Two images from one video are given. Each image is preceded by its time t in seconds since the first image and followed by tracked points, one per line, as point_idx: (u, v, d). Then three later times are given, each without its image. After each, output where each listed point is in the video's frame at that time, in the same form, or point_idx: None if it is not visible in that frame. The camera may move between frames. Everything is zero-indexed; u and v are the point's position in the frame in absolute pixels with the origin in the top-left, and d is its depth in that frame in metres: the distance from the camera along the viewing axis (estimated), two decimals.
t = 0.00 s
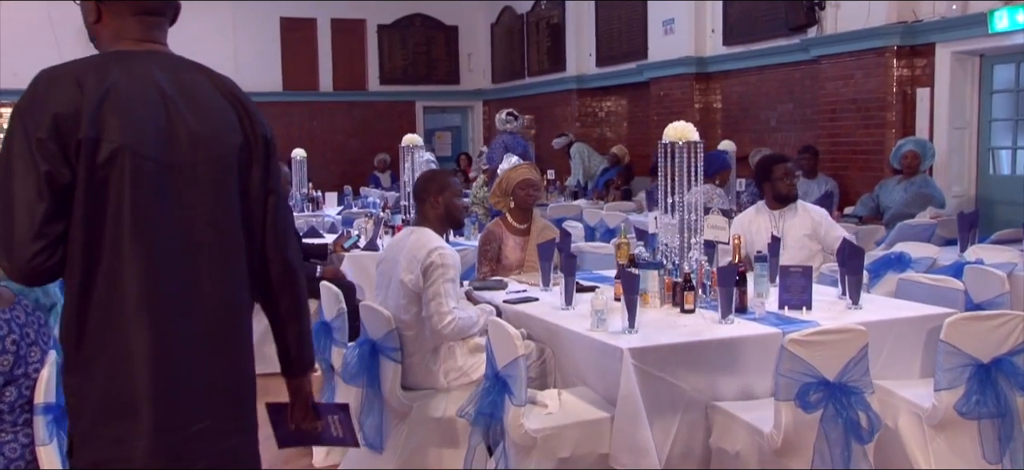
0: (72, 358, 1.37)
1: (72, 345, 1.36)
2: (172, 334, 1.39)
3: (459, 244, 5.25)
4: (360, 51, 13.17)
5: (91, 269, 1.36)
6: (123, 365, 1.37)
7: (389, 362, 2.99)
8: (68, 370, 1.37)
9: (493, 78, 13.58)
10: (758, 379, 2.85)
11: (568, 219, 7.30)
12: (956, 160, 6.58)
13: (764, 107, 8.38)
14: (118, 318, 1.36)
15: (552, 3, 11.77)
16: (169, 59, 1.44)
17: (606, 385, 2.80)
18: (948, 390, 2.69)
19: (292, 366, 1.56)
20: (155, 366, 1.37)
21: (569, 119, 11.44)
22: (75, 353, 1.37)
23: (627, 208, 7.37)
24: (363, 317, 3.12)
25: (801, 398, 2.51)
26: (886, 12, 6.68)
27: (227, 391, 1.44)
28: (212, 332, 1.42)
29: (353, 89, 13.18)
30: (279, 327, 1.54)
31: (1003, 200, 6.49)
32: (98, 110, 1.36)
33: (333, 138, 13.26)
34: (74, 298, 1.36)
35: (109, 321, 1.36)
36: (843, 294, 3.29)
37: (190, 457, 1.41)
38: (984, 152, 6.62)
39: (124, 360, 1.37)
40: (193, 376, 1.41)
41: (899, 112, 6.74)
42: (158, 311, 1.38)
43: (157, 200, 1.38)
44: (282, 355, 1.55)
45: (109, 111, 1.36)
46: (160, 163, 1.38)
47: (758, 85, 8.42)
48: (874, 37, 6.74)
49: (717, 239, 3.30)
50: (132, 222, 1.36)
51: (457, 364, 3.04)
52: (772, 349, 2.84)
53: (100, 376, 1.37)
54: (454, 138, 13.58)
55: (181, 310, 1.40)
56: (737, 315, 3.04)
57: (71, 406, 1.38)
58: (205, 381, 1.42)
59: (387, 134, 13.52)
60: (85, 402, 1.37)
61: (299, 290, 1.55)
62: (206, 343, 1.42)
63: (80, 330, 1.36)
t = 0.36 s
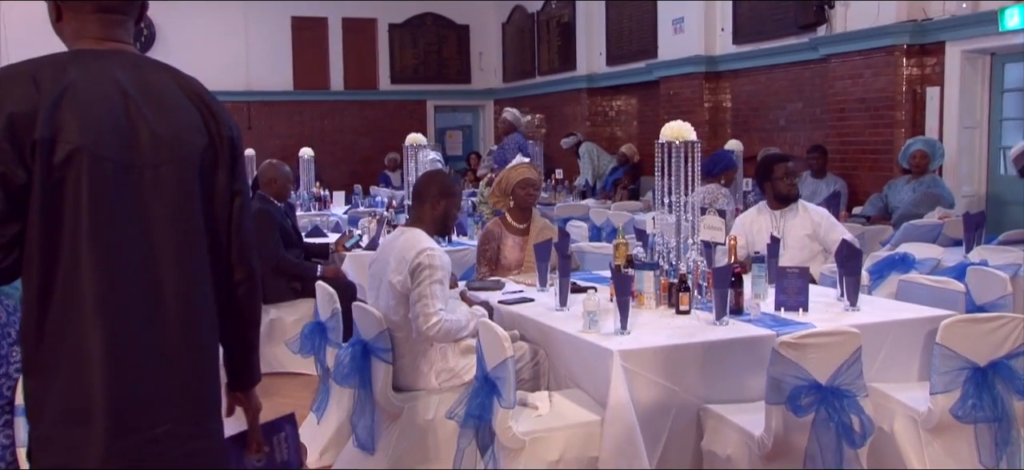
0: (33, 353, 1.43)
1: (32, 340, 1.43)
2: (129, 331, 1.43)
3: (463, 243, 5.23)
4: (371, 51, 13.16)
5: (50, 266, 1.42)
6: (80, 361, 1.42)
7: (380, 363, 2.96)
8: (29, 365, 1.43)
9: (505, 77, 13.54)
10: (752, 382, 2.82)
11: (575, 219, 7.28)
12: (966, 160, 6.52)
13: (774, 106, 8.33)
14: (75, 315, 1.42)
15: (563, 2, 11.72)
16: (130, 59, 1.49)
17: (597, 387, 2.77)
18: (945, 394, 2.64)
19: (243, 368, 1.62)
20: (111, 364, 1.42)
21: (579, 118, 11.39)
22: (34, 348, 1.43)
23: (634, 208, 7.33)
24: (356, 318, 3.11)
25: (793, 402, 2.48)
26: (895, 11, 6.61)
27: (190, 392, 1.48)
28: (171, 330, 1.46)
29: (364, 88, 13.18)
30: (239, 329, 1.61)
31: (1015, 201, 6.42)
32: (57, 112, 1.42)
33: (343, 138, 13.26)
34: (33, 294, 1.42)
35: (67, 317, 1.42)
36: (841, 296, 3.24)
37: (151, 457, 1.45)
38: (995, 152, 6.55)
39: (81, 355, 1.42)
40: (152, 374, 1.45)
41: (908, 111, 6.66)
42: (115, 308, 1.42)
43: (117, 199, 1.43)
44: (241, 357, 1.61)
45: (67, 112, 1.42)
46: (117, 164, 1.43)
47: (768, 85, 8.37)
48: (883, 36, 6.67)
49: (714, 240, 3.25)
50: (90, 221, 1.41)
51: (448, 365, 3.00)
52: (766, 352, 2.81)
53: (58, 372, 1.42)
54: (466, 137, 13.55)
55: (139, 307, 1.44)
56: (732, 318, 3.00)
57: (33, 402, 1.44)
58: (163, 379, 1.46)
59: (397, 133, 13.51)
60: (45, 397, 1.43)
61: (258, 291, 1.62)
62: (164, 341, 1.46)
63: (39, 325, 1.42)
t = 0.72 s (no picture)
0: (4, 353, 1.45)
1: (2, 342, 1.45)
2: (101, 333, 1.46)
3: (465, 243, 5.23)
4: (381, 51, 13.17)
5: (19, 269, 1.44)
6: (51, 362, 1.45)
7: (375, 364, 2.97)
8: None
9: (515, 78, 13.52)
10: (746, 383, 2.82)
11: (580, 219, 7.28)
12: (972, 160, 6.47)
13: (781, 106, 8.30)
14: (45, 317, 1.44)
15: (571, 2, 11.70)
16: (104, 60, 1.51)
17: (590, 387, 2.76)
18: (940, 396, 2.62)
19: (226, 373, 1.66)
20: (81, 365, 1.45)
21: (588, 118, 11.38)
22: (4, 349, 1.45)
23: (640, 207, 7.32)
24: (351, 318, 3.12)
25: (785, 404, 2.47)
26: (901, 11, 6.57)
27: (162, 393, 1.52)
28: (145, 331, 1.50)
29: (374, 89, 13.19)
30: (218, 332, 1.64)
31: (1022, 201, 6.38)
32: (26, 112, 1.43)
33: (353, 139, 13.28)
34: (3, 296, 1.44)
35: (37, 319, 1.44)
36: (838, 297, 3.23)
37: (122, 457, 1.49)
38: (1001, 153, 6.51)
39: (50, 357, 1.45)
40: (125, 374, 1.49)
41: (914, 111, 6.64)
42: (86, 310, 1.45)
43: (89, 199, 1.46)
44: (223, 357, 1.65)
45: (37, 113, 1.44)
46: (89, 167, 1.46)
47: (775, 84, 8.34)
48: (889, 35, 6.64)
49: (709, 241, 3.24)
50: (60, 223, 1.44)
51: (443, 366, 3.01)
52: (759, 353, 2.80)
53: (28, 372, 1.45)
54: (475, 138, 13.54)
55: (111, 308, 1.47)
56: (727, 319, 2.99)
57: (5, 403, 1.47)
58: (137, 380, 1.50)
59: (407, 132, 13.51)
60: (17, 399, 1.46)
61: (237, 293, 1.64)
62: (138, 342, 1.50)
63: (10, 326, 1.45)
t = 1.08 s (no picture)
0: None
1: None
2: (77, 332, 1.47)
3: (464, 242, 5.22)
4: (385, 50, 13.17)
5: None
6: (28, 361, 1.46)
7: (368, 364, 2.96)
8: None
9: (519, 76, 13.51)
10: (739, 385, 2.80)
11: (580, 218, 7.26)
12: (976, 159, 6.44)
13: (784, 105, 8.27)
14: (21, 315, 1.45)
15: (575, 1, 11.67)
16: (83, 60, 1.53)
17: (583, 388, 2.74)
18: (935, 397, 2.60)
19: (209, 374, 1.64)
20: (57, 362, 1.46)
21: (591, 118, 11.36)
22: None
23: (641, 207, 7.30)
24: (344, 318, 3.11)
25: (778, 405, 2.45)
26: (904, 9, 6.54)
27: (141, 394, 1.53)
28: (123, 330, 1.51)
29: (378, 88, 13.18)
30: (201, 333, 1.63)
31: None
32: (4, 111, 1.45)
33: (357, 139, 13.29)
34: None
35: (12, 318, 1.45)
36: (835, 297, 3.20)
37: (101, 458, 1.50)
38: (1004, 152, 6.48)
39: (25, 356, 1.46)
40: (102, 373, 1.49)
41: (917, 110, 6.62)
42: (63, 309, 1.47)
43: (67, 198, 1.47)
44: (206, 357, 1.63)
45: (12, 112, 1.45)
46: (66, 167, 1.47)
47: (777, 83, 8.32)
48: (891, 34, 6.61)
49: (705, 242, 3.22)
50: (37, 222, 1.45)
51: (436, 366, 3.01)
52: (751, 354, 2.79)
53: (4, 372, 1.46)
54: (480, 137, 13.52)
55: (88, 308, 1.48)
56: (722, 319, 2.97)
57: None
58: (114, 379, 1.50)
59: (411, 132, 13.50)
60: None
61: (220, 293, 1.63)
62: (116, 340, 1.50)
63: None
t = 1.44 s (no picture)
0: None
1: None
2: (70, 330, 1.47)
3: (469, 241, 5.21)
4: (394, 49, 13.16)
5: None
6: (19, 359, 1.45)
7: (368, 364, 2.96)
8: None
9: (527, 75, 13.47)
10: (741, 386, 2.78)
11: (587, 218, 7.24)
12: (987, 158, 6.38)
13: (793, 104, 8.23)
14: (14, 312, 1.44)
15: None
16: (76, 58, 1.52)
17: (583, 388, 2.72)
18: (938, 400, 2.58)
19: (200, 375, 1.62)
20: (50, 360, 1.46)
21: (600, 117, 11.32)
22: None
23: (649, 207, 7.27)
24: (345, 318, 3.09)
25: (778, 408, 2.42)
26: (914, 7, 6.49)
27: (128, 394, 1.53)
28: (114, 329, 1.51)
29: (387, 88, 13.18)
30: (194, 335, 1.62)
31: None
32: None
33: (366, 138, 13.29)
34: None
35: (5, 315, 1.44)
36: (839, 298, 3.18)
37: (89, 456, 1.50)
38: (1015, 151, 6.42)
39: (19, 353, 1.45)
40: (91, 372, 1.49)
41: (927, 109, 6.57)
42: (56, 308, 1.46)
43: (62, 196, 1.47)
44: (200, 360, 1.61)
45: (9, 109, 1.44)
46: (62, 164, 1.47)
47: (787, 82, 8.27)
48: (901, 32, 6.57)
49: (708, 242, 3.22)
50: (32, 219, 1.44)
51: (436, 366, 3.00)
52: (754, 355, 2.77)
53: None
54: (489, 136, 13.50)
55: (81, 306, 1.48)
56: (724, 320, 2.95)
57: None
58: (103, 378, 1.50)
59: (420, 131, 13.49)
60: None
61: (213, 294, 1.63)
62: (106, 339, 1.50)
63: None
